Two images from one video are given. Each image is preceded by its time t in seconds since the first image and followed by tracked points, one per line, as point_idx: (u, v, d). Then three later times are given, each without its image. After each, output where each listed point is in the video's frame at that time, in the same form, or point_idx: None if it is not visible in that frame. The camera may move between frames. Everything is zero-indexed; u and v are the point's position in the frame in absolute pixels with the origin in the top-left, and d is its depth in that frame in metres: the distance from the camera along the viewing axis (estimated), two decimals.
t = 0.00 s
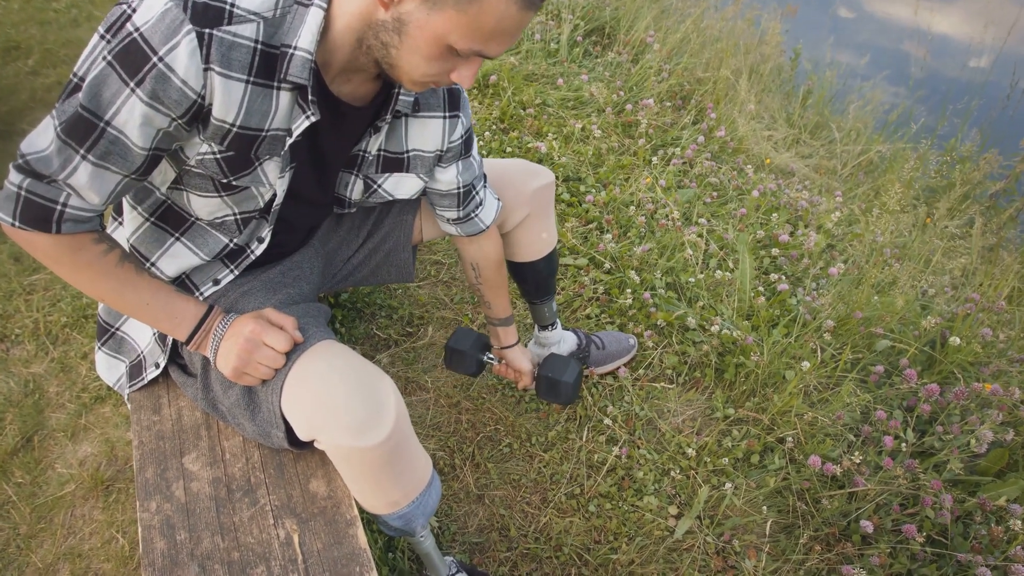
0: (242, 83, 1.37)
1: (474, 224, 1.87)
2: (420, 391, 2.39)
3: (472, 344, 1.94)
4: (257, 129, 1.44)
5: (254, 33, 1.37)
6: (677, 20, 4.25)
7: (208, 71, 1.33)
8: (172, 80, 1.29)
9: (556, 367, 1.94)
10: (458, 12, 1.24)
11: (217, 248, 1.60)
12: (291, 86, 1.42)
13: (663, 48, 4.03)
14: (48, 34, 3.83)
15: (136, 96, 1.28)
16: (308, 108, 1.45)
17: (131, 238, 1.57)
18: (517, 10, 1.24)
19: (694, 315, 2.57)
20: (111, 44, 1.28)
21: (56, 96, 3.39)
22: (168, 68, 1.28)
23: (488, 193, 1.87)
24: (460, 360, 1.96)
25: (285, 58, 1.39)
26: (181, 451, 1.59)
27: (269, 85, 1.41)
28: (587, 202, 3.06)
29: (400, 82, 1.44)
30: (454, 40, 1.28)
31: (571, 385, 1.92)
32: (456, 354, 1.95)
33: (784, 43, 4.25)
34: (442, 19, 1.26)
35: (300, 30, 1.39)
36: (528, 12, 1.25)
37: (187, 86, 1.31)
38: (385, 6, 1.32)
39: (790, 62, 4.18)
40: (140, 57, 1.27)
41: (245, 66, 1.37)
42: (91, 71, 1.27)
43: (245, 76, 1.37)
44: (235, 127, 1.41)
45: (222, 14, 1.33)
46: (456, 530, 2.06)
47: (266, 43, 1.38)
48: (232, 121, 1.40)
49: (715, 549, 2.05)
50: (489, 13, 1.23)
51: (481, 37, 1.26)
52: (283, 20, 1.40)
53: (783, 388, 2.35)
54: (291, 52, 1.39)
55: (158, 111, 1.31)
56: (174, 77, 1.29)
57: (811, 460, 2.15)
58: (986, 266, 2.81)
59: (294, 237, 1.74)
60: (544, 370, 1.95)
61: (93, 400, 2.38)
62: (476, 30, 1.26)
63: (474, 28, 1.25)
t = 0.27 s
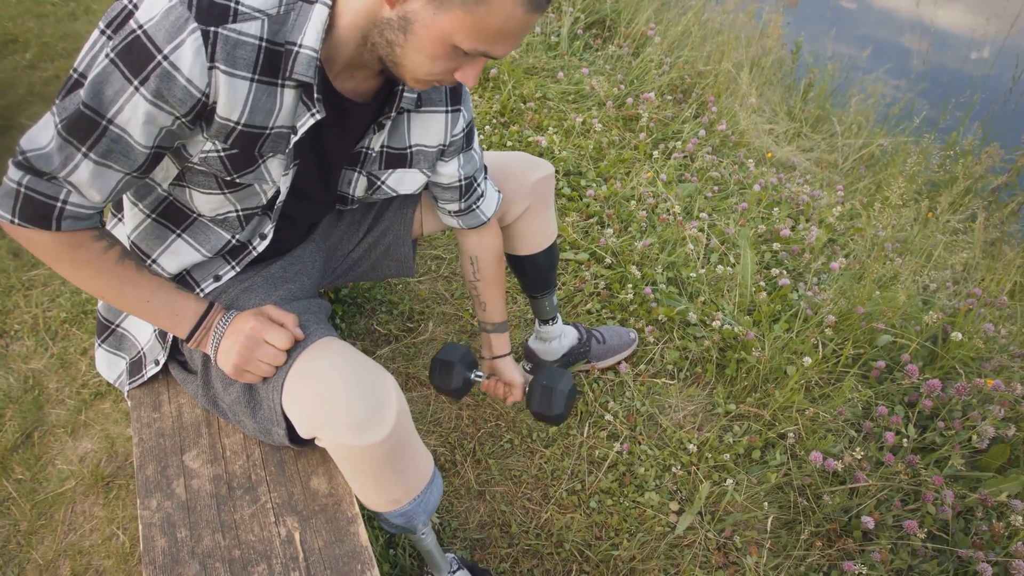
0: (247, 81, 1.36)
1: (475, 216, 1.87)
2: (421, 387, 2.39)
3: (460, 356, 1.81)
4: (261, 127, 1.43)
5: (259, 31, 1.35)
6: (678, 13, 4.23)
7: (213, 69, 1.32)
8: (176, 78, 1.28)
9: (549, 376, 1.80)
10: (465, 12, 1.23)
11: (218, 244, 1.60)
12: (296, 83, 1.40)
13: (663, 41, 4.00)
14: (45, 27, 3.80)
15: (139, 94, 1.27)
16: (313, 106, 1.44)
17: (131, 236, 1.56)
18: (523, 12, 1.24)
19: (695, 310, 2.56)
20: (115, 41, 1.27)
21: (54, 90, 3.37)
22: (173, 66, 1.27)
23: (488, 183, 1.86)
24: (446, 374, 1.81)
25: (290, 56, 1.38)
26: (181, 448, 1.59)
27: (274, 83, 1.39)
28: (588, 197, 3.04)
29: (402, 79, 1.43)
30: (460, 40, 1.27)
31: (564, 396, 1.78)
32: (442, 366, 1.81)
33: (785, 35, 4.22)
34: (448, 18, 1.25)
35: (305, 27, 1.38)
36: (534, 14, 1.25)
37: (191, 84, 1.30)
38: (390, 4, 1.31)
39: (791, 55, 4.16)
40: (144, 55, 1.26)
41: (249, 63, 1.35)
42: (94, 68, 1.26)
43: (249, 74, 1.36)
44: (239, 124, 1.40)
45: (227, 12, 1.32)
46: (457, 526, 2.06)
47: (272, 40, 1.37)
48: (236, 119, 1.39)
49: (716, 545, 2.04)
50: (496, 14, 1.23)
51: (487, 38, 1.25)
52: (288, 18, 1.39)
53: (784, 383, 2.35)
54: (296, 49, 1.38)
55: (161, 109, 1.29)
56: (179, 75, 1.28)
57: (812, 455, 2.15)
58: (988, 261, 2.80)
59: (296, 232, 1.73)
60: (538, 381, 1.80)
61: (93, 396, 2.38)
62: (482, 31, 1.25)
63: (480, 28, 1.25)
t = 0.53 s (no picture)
0: (249, 84, 1.35)
1: (478, 218, 1.85)
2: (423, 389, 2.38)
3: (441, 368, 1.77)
4: (263, 129, 1.42)
5: (262, 33, 1.34)
6: (680, 12, 4.21)
7: (216, 71, 1.31)
8: (178, 81, 1.27)
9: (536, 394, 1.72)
10: (474, 16, 1.23)
11: (219, 247, 1.59)
12: (298, 86, 1.40)
13: (665, 40, 3.99)
14: (45, 27, 3.80)
15: (141, 96, 1.26)
16: (315, 110, 1.44)
17: (132, 237, 1.55)
18: (531, 16, 1.24)
19: (698, 311, 2.55)
20: (116, 43, 1.26)
21: (54, 90, 3.36)
22: (175, 68, 1.26)
23: (492, 192, 1.86)
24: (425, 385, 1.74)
25: (293, 59, 1.37)
26: (183, 452, 1.58)
27: (276, 86, 1.39)
28: (590, 198, 3.03)
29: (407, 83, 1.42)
30: (468, 45, 1.27)
31: (550, 414, 1.69)
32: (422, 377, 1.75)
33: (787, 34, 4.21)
34: (457, 23, 1.25)
35: (309, 30, 1.37)
36: (542, 18, 1.26)
37: (193, 86, 1.29)
38: (397, 8, 1.30)
39: (792, 54, 4.15)
40: (146, 57, 1.25)
41: (252, 66, 1.34)
42: (95, 69, 1.25)
43: (252, 76, 1.35)
44: (241, 127, 1.39)
45: (230, 14, 1.31)
46: (460, 528, 2.05)
47: (274, 43, 1.36)
48: (238, 122, 1.38)
49: (719, 547, 2.04)
50: (504, 17, 1.23)
51: (496, 43, 1.25)
52: (291, 20, 1.38)
53: (787, 385, 2.34)
54: (299, 52, 1.37)
55: (163, 112, 1.29)
56: (181, 77, 1.27)
57: (816, 457, 2.14)
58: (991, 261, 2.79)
59: (297, 235, 1.72)
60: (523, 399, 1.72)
61: (94, 398, 2.37)
62: (491, 35, 1.25)
63: (489, 32, 1.25)
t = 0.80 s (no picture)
0: (247, 90, 1.34)
1: (478, 219, 1.85)
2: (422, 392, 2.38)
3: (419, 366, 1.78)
4: (261, 135, 1.42)
5: (259, 38, 1.33)
6: (678, 11, 4.20)
7: (212, 77, 1.30)
8: (174, 87, 1.26)
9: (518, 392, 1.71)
10: (475, 23, 1.22)
11: (217, 251, 1.58)
12: (296, 92, 1.39)
13: (664, 40, 3.98)
14: (42, 28, 3.78)
15: (137, 103, 1.25)
16: (314, 115, 1.43)
17: (129, 242, 1.54)
18: (532, 23, 1.24)
19: (698, 313, 2.55)
20: (112, 48, 1.24)
21: (51, 92, 3.34)
22: (171, 75, 1.25)
23: (492, 193, 1.85)
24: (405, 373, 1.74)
25: (291, 64, 1.36)
26: (182, 457, 1.58)
27: (274, 91, 1.38)
28: (589, 198, 3.02)
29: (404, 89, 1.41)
30: (468, 51, 1.26)
31: (533, 407, 1.67)
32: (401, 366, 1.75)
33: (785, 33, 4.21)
34: (457, 30, 1.24)
35: (306, 35, 1.35)
36: (543, 24, 1.26)
37: (190, 93, 1.28)
38: (397, 13, 1.29)
39: (791, 53, 4.14)
40: (142, 63, 1.24)
41: (249, 71, 1.34)
42: (90, 76, 1.23)
43: (249, 82, 1.34)
44: (238, 133, 1.39)
45: (227, 19, 1.30)
46: (460, 532, 2.05)
47: (271, 48, 1.35)
48: (235, 128, 1.37)
49: (720, 550, 2.03)
50: (505, 24, 1.22)
51: (496, 50, 1.25)
52: (288, 24, 1.37)
53: (788, 386, 2.33)
54: (297, 58, 1.35)
55: (159, 118, 1.28)
56: (177, 84, 1.26)
57: (816, 459, 2.14)
58: (991, 263, 2.78)
59: (296, 238, 1.72)
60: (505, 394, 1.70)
61: (92, 402, 2.36)
62: (491, 43, 1.24)
63: (490, 39, 1.24)
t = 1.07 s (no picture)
0: (237, 98, 1.33)
1: (481, 218, 1.83)
2: (421, 398, 2.37)
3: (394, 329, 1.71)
4: (253, 143, 1.41)
5: (249, 46, 1.32)
6: (676, 14, 4.20)
7: (202, 86, 1.29)
8: (164, 97, 1.25)
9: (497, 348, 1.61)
10: (469, 30, 1.22)
11: (212, 258, 1.57)
12: (287, 100, 1.38)
13: (662, 43, 3.97)
14: (38, 32, 3.76)
15: (126, 113, 1.24)
16: (305, 123, 1.42)
17: (123, 250, 1.53)
18: (527, 30, 1.24)
19: (697, 318, 2.54)
20: (101, 58, 1.24)
21: (47, 96, 3.33)
22: (160, 84, 1.24)
23: (493, 194, 1.84)
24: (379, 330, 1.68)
25: (281, 72, 1.35)
26: (178, 467, 1.57)
27: (265, 99, 1.37)
28: (588, 202, 3.02)
29: (399, 96, 1.41)
30: (463, 58, 1.25)
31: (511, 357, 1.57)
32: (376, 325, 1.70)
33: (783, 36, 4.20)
34: (452, 36, 1.23)
35: (298, 42, 1.35)
36: (538, 31, 1.25)
37: (180, 102, 1.27)
38: (389, 19, 1.28)
39: (788, 56, 4.13)
40: (131, 73, 1.23)
41: (240, 80, 1.32)
42: (79, 86, 1.23)
43: (240, 91, 1.33)
44: (229, 141, 1.38)
45: (216, 26, 1.28)
46: (459, 540, 2.04)
47: (262, 55, 1.34)
48: (226, 137, 1.36)
49: (721, 557, 2.02)
50: (500, 31, 1.22)
51: (492, 57, 1.24)
52: (280, 32, 1.35)
53: (787, 392, 2.33)
54: (288, 65, 1.35)
55: (149, 128, 1.27)
56: (166, 94, 1.25)
57: (816, 465, 2.13)
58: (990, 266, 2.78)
59: (292, 245, 1.70)
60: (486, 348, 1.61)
61: (89, 408, 2.35)
62: (486, 50, 1.24)
63: (485, 46, 1.23)
